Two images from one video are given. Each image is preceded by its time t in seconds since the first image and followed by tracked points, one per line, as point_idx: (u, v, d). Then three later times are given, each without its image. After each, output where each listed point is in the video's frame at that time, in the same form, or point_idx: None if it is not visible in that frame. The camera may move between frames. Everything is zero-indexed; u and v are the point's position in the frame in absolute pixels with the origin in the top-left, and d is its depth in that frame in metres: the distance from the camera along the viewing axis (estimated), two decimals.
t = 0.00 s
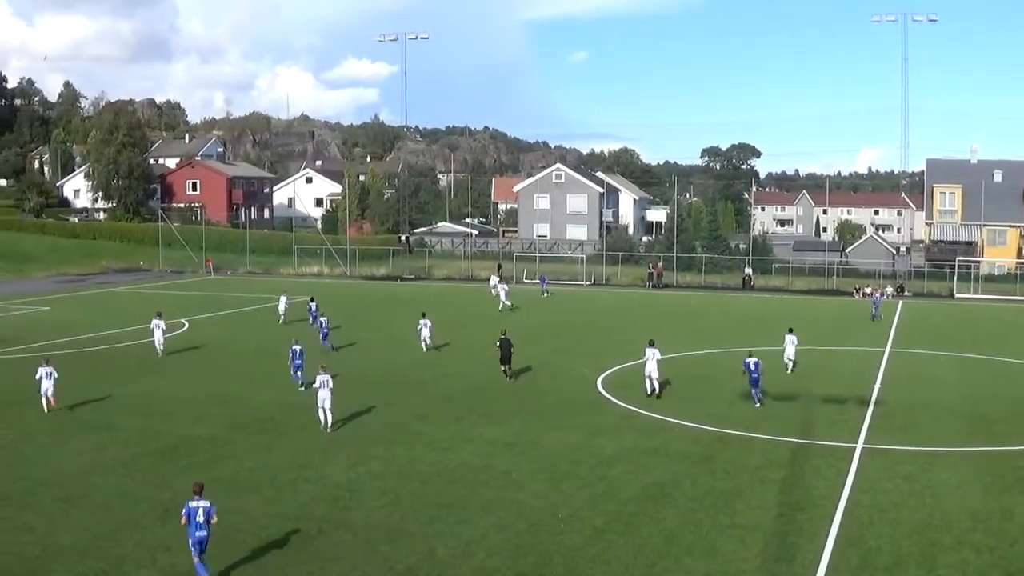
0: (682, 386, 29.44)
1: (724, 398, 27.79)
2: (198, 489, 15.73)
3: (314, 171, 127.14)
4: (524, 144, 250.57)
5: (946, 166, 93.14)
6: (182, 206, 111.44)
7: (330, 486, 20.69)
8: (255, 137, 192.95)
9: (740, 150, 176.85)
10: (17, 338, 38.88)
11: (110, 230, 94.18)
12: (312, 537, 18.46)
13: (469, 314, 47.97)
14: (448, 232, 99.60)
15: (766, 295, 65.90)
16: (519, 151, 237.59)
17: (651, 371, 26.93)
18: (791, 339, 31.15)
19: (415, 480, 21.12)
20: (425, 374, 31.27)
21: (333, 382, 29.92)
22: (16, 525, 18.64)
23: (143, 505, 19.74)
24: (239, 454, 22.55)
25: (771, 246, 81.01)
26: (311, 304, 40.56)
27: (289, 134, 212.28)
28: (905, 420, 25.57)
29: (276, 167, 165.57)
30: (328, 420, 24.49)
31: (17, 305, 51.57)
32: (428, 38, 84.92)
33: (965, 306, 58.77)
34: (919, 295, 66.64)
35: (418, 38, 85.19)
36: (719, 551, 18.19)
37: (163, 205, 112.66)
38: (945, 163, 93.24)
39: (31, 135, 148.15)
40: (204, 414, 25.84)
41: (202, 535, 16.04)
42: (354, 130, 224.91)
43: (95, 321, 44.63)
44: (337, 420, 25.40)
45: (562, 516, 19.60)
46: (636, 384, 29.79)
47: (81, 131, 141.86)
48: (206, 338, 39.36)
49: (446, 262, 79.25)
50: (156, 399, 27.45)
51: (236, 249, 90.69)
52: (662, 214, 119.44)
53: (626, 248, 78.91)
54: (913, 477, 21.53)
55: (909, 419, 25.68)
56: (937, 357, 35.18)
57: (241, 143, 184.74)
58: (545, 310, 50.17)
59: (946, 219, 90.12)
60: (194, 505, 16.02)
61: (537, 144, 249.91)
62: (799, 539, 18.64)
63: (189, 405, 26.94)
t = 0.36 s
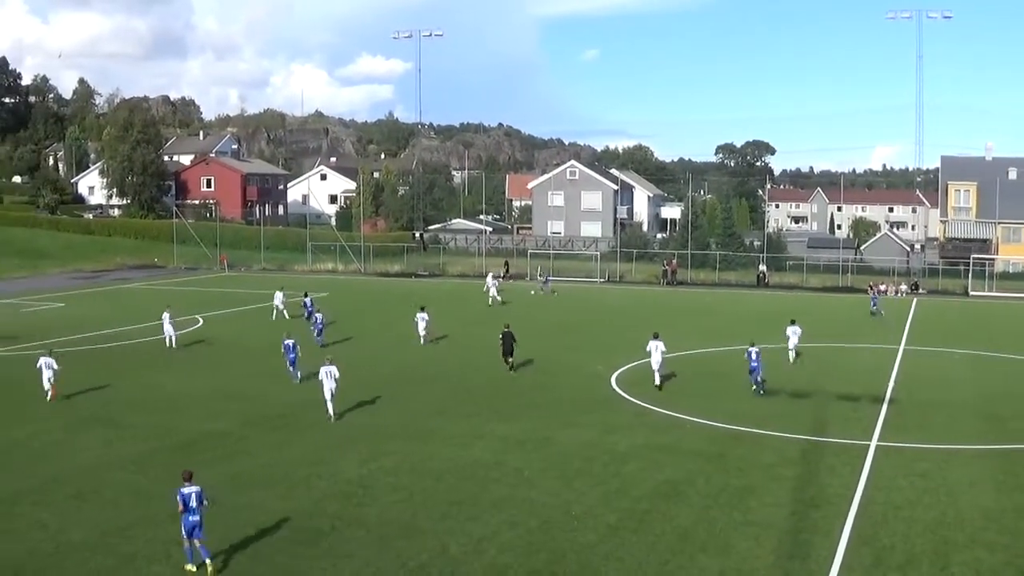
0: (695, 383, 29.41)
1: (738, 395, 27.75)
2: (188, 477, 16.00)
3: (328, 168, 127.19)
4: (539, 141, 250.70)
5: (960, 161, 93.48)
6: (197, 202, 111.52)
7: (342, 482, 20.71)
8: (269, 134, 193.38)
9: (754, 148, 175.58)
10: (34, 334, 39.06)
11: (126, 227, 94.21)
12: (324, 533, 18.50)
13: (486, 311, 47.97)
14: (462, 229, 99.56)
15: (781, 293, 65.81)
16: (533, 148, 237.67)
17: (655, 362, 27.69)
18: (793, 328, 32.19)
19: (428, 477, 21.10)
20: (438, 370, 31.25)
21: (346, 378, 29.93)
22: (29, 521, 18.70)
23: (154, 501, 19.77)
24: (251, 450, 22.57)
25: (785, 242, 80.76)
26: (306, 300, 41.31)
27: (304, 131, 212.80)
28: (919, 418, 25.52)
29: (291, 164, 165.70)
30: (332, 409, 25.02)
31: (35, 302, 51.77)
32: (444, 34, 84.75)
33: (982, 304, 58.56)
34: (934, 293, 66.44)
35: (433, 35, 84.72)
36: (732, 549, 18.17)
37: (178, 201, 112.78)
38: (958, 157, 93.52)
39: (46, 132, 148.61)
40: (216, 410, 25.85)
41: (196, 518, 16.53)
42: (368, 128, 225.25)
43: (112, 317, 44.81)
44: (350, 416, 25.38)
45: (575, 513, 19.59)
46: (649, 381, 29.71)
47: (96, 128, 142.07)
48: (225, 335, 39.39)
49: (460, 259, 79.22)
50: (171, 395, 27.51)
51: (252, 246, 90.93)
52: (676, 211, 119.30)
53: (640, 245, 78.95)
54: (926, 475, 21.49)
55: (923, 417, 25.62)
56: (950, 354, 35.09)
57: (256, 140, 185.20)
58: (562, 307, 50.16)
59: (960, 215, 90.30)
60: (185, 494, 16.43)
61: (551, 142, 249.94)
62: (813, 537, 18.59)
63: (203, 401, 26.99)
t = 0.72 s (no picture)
0: (715, 380, 29.35)
1: (759, 392, 27.68)
2: (190, 463, 16.63)
3: (349, 164, 127.27)
4: (561, 137, 250.43)
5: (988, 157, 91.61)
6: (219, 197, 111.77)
7: (362, 477, 20.78)
8: (291, 129, 194.23)
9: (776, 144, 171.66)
10: (59, 327, 39.34)
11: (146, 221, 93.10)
12: (345, 528, 18.61)
13: (509, 306, 47.83)
14: (482, 224, 99.46)
15: (804, 290, 65.58)
16: (555, 145, 237.53)
17: (667, 355, 28.81)
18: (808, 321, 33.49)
19: (449, 472, 21.13)
20: (458, 366, 31.29)
21: (367, 373, 29.96)
22: (49, 513, 18.83)
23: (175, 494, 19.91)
24: (272, 443, 22.68)
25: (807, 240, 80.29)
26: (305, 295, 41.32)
27: (326, 125, 213.22)
28: (942, 416, 25.36)
29: (312, 160, 165.93)
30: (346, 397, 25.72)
31: (60, 295, 52.07)
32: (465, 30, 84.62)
33: (1006, 302, 58.06)
34: (957, 291, 66.06)
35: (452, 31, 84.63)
36: (753, 547, 18.11)
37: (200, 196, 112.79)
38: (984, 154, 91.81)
39: (68, 128, 149.44)
40: (237, 404, 25.98)
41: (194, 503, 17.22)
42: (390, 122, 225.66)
43: (137, 311, 45.04)
44: (371, 410, 25.44)
45: (595, 509, 19.58)
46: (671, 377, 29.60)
47: (117, 125, 142.45)
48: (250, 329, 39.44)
49: (480, 254, 79.35)
50: (191, 388, 27.60)
51: (271, 242, 89.26)
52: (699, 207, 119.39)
53: (661, 242, 78.96)
54: (947, 474, 21.34)
55: (946, 415, 25.46)
56: (974, 353, 34.82)
57: (278, 135, 185.92)
58: (585, 303, 50.02)
59: (983, 214, 89.70)
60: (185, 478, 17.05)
61: (573, 137, 249.56)
62: (833, 536, 18.49)
63: (223, 395, 27.08)
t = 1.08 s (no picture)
0: (758, 362, 29.25)
1: (804, 376, 27.56)
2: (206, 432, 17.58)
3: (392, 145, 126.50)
4: (605, 117, 248.55)
5: None
6: (263, 178, 112.58)
7: (404, 458, 21.03)
8: (335, 110, 194.88)
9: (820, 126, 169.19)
10: (111, 305, 40.42)
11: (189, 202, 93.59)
12: (387, 510, 19.03)
13: (557, 287, 47.98)
14: (525, 205, 99.28)
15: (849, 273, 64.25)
16: (599, 125, 235.87)
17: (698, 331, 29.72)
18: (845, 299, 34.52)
19: (491, 453, 21.25)
20: (501, 346, 31.44)
21: (412, 352, 30.20)
22: (96, 491, 19.77)
23: (222, 474, 20.36)
24: (315, 422, 23.03)
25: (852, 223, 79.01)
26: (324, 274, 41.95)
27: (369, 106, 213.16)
28: (987, 403, 25.08)
29: (355, 140, 165.97)
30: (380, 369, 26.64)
31: (112, 275, 53.23)
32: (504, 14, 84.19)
33: None
34: (1003, 276, 64.68)
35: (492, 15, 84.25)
36: (794, 530, 18.07)
37: (244, 176, 113.78)
38: None
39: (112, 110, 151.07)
40: (281, 381, 26.32)
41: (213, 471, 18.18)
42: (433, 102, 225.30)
43: (187, 290, 45.74)
44: (415, 390, 25.65)
45: (636, 491, 19.60)
46: (715, 360, 29.49)
47: (161, 104, 143.03)
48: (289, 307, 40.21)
49: (523, 235, 79.24)
50: (239, 365, 28.20)
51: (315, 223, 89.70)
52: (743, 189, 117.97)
53: (705, 224, 78.16)
54: (992, 461, 21.09)
55: (992, 401, 25.17)
56: None
57: (321, 115, 186.44)
58: (633, 285, 49.91)
59: None
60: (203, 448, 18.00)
61: (618, 118, 247.43)
62: (875, 520, 18.37)
63: (269, 372, 27.55)
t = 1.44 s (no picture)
0: (806, 340, 29.13)
1: (853, 354, 27.40)
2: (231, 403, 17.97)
3: (443, 120, 126.53)
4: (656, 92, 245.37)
5: None
6: (313, 154, 113.14)
7: (452, 433, 21.17)
8: (384, 86, 194.18)
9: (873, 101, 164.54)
10: (162, 280, 41.15)
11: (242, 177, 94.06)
12: (435, 483, 19.21)
13: (611, 264, 47.97)
14: (576, 180, 98.80)
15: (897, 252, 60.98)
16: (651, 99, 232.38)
17: (732, 302, 30.74)
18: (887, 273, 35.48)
19: (539, 429, 21.36)
20: (551, 322, 31.50)
21: (460, 328, 30.29)
22: (147, 463, 20.21)
23: (271, 449, 20.69)
24: (365, 398, 23.28)
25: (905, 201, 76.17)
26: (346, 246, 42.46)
27: (419, 82, 212.15)
28: None
29: (405, 116, 165.09)
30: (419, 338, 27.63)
31: (166, 249, 54.11)
32: None
33: None
34: None
35: None
36: (843, 508, 18.00)
37: (295, 152, 114.28)
38: None
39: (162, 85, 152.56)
40: (331, 358, 26.63)
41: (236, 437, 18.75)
42: (483, 78, 224.09)
43: (241, 265, 46.23)
44: (463, 365, 25.80)
45: (685, 468, 19.57)
46: (763, 338, 29.42)
47: (212, 79, 142.97)
48: (335, 281, 40.62)
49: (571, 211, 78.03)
50: (288, 341, 28.52)
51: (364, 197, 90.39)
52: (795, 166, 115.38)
53: (754, 201, 75.41)
54: None
55: None
56: None
57: (372, 90, 185.85)
58: (688, 261, 49.63)
59: None
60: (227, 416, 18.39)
61: (670, 93, 243.88)
62: (923, 500, 18.23)
63: (318, 348, 27.82)
